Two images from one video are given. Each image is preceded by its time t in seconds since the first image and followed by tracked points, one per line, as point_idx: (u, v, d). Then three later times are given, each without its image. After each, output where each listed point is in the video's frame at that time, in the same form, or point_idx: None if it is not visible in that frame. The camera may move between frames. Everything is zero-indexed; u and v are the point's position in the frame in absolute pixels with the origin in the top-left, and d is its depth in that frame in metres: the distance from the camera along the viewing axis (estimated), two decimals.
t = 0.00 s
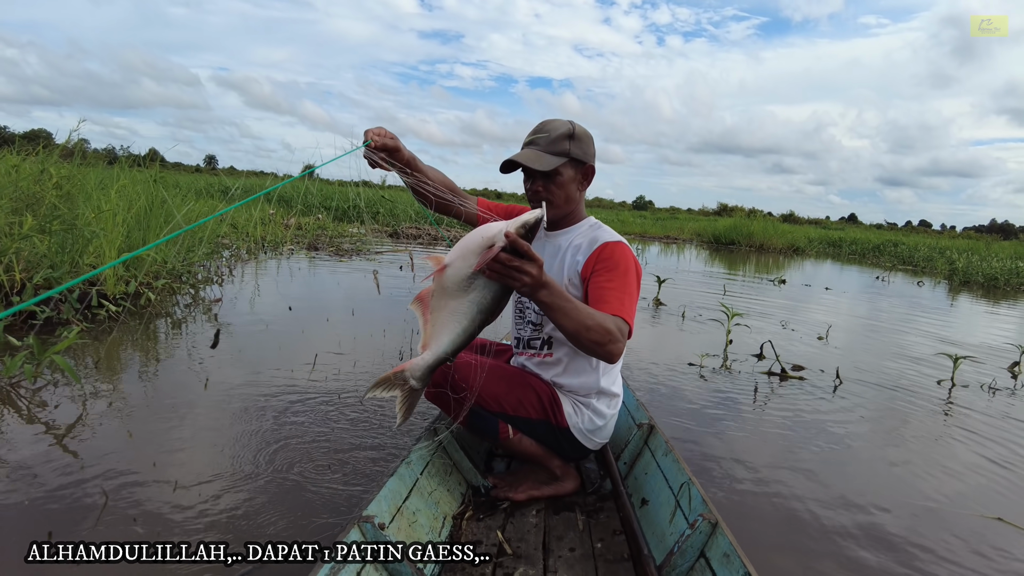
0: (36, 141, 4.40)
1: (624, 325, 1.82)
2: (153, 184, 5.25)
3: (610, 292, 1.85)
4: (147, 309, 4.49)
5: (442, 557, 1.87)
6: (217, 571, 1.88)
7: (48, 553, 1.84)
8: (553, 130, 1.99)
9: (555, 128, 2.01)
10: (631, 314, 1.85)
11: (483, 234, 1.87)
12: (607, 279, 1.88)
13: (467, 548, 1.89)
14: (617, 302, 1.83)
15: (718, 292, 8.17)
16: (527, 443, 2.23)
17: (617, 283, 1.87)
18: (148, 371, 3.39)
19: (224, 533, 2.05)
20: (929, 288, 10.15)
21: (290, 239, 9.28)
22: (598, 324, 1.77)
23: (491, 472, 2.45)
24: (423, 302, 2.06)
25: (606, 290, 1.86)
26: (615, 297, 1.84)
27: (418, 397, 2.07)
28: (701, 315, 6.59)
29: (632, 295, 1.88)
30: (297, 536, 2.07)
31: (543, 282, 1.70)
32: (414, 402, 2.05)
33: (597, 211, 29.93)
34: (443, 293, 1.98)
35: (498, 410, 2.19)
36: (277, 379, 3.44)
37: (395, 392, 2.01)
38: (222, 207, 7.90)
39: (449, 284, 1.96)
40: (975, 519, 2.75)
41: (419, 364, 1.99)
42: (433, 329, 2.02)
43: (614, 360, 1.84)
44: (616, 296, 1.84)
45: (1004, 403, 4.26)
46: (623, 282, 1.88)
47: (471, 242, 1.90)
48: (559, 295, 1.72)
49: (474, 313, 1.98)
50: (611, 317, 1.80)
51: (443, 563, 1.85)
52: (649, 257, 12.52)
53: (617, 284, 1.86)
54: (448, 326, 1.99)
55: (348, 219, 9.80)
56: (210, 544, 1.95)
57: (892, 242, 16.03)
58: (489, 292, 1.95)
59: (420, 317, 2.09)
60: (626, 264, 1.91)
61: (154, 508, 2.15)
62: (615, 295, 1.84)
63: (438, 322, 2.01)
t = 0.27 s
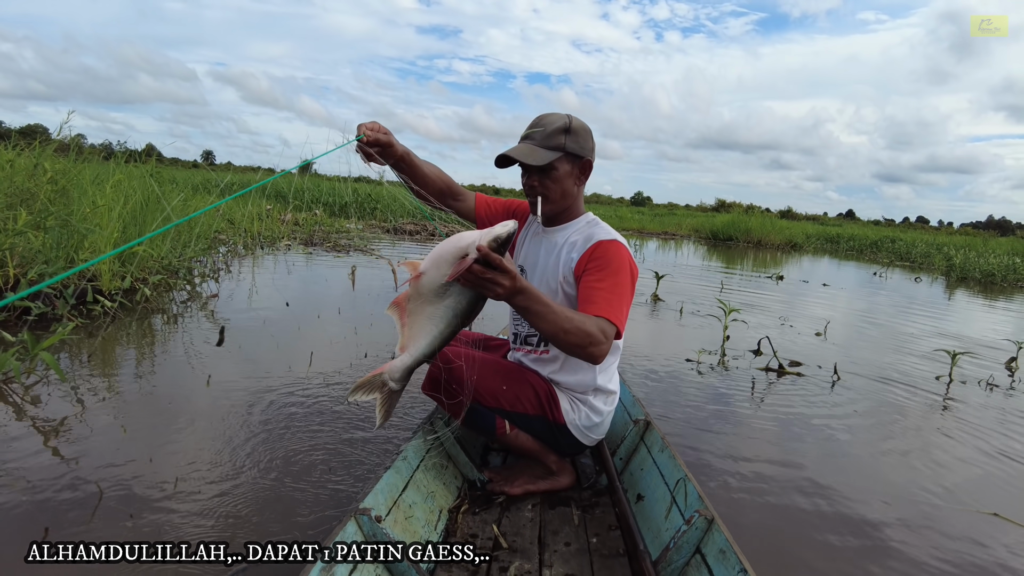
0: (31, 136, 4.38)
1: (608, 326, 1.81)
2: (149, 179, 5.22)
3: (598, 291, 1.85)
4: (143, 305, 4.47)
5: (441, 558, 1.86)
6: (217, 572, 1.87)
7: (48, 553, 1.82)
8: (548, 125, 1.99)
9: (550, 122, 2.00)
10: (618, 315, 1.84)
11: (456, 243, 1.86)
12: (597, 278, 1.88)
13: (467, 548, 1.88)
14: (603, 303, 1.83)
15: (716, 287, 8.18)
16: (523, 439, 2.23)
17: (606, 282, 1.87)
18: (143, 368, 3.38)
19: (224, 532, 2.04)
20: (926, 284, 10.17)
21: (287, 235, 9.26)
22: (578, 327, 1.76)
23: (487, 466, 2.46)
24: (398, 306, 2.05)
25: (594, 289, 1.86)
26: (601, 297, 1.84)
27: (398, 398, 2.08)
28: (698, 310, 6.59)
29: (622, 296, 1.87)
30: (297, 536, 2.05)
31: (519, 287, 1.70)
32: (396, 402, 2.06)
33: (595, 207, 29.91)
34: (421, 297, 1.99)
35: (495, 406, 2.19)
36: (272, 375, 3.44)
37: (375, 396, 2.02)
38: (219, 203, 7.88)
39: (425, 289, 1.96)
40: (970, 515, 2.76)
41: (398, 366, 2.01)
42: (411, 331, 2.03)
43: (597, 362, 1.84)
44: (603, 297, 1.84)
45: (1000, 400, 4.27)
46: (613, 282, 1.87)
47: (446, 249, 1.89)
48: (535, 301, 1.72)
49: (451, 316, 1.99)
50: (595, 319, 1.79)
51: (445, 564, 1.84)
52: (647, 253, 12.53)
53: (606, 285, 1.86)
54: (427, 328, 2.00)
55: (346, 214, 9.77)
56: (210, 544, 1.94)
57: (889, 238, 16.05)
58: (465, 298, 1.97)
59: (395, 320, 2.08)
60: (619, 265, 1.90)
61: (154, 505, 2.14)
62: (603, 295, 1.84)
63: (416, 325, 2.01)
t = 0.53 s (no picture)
0: (29, 131, 4.36)
1: (592, 328, 1.84)
2: (147, 174, 5.21)
3: (585, 291, 1.86)
4: (141, 300, 4.47)
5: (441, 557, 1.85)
6: (217, 571, 1.86)
7: (47, 552, 1.82)
8: (549, 119, 1.99)
9: (551, 116, 2.00)
10: (606, 316, 1.85)
11: (427, 262, 1.80)
12: (587, 277, 1.88)
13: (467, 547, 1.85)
14: (589, 303, 1.85)
15: (715, 283, 8.19)
16: (522, 432, 2.24)
17: (595, 282, 1.87)
18: (142, 363, 3.38)
19: (224, 531, 2.03)
20: (925, 280, 10.19)
21: (286, 230, 9.24)
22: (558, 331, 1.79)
23: (485, 459, 2.47)
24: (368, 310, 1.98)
25: (582, 288, 1.87)
26: (589, 298, 1.85)
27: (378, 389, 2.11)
28: (697, 306, 6.60)
29: (612, 296, 1.88)
30: (298, 533, 2.03)
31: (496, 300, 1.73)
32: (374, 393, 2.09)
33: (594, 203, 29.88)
34: (393, 304, 1.94)
35: (494, 399, 2.19)
36: (271, 370, 3.44)
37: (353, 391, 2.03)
38: (217, 198, 7.86)
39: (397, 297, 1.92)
40: (968, 510, 2.77)
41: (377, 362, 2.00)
42: (383, 331, 2.00)
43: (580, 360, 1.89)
44: (590, 297, 1.85)
45: (998, 395, 4.29)
46: (602, 282, 1.87)
47: (418, 263, 1.83)
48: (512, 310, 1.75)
49: (424, 319, 1.98)
50: (579, 320, 1.82)
51: (446, 560, 1.82)
52: (646, 248, 12.54)
53: (594, 285, 1.87)
54: (400, 331, 1.98)
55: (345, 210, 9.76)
56: (209, 544, 1.94)
57: (888, 234, 16.06)
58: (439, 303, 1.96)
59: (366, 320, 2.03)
60: (611, 264, 1.89)
61: (153, 503, 2.14)
62: (590, 295, 1.86)
63: (389, 328, 1.99)
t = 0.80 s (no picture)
0: (27, 126, 4.35)
1: (575, 328, 1.85)
2: (146, 170, 5.21)
3: (572, 291, 1.87)
4: (140, 296, 4.48)
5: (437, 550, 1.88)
6: (215, 563, 1.85)
7: (46, 547, 1.83)
8: (549, 113, 1.98)
9: (552, 110, 2.00)
10: (591, 317, 1.85)
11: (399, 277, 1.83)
12: (575, 277, 1.88)
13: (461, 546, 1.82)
14: (574, 304, 1.85)
15: (714, 280, 8.19)
16: (519, 427, 2.24)
17: (584, 282, 1.87)
18: (140, 359, 3.39)
19: (221, 526, 2.02)
20: (924, 277, 10.19)
21: (285, 226, 9.24)
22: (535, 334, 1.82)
23: (482, 453, 2.48)
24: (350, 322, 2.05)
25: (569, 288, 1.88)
26: (574, 298, 1.86)
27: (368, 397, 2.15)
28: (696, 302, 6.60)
29: (600, 296, 1.87)
30: (295, 529, 2.02)
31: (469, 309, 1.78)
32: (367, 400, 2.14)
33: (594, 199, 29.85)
34: (371, 317, 1.99)
35: (492, 394, 2.20)
36: (269, 366, 3.44)
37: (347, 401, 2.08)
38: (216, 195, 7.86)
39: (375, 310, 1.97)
40: (965, 506, 2.78)
41: (361, 369, 2.05)
42: (366, 341, 2.06)
43: (564, 359, 1.92)
44: (576, 298, 1.86)
45: (997, 392, 4.30)
46: (590, 282, 1.87)
47: (390, 279, 1.87)
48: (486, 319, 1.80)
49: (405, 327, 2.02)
50: (559, 320, 1.84)
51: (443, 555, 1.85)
52: (645, 245, 12.54)
53: (581, 285, 1.87)
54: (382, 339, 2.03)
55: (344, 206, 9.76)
56: (208, 540, 1.94)
57: (888, 231, 16.06)
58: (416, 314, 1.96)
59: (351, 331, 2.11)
60: (600, 264, 1.87)
61: (151, 498, 2.14)
62: (576, 295, 1.86)
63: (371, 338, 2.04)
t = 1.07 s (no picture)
0: (26, 121, 4.34)
1: (559, 323, 1.88)
2: (145, 165, 5.20)
3: (560, 286, 1.87)
4: (138, 291, 4.48)
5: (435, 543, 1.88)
6: (212, 557, 1.85)
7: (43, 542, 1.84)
8: (550, 106, 1.98)
9: (553, 103, 1.99)
10: (577, 313, 1.86)
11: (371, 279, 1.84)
12: (564, 272, 1.88)
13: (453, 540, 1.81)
14: (561, 299, 1.86)
15: (714, 276, 8.20)
16: (517, 421, 2.24)
17: (572, 278, 1.87)
18: (138, 354, 3.39)
19: (220, 521, 2.02)
20: (924, 273, 10.20)
21: (284, 221, 9.23)
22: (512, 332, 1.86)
23: (480, 447, 2.49)
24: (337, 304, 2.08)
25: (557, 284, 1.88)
26: (561, 294, 1.86)
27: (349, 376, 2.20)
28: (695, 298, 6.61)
29: (588, 293, 1.87)
30: (293, 524, 2.02)
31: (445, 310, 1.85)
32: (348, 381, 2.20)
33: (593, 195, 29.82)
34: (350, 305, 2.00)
35: (490, 389, 2.20)
36: (268, 361, 3.44)
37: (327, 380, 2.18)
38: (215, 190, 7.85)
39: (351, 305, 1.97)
40: (962, 501, 2.79)
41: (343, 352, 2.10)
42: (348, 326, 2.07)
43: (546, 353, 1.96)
44: (563, 293, 1.86)
45: (996, 387, 4.31)
46: (578, 278, 1.87)
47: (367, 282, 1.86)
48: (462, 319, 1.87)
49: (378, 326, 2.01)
50: (542, 314, 1.87)
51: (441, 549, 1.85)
52: (645, 241, 12.53)
53: (568, 281, 1.87)
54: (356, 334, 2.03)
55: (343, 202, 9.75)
56: (206, 534, 1.94)
57: (887, 227, 16.05)
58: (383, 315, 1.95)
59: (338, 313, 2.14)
60: (590, 260, 1.87)
61: (150, 493, 2.14)
62: (564, 291, 1.87)
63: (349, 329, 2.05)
